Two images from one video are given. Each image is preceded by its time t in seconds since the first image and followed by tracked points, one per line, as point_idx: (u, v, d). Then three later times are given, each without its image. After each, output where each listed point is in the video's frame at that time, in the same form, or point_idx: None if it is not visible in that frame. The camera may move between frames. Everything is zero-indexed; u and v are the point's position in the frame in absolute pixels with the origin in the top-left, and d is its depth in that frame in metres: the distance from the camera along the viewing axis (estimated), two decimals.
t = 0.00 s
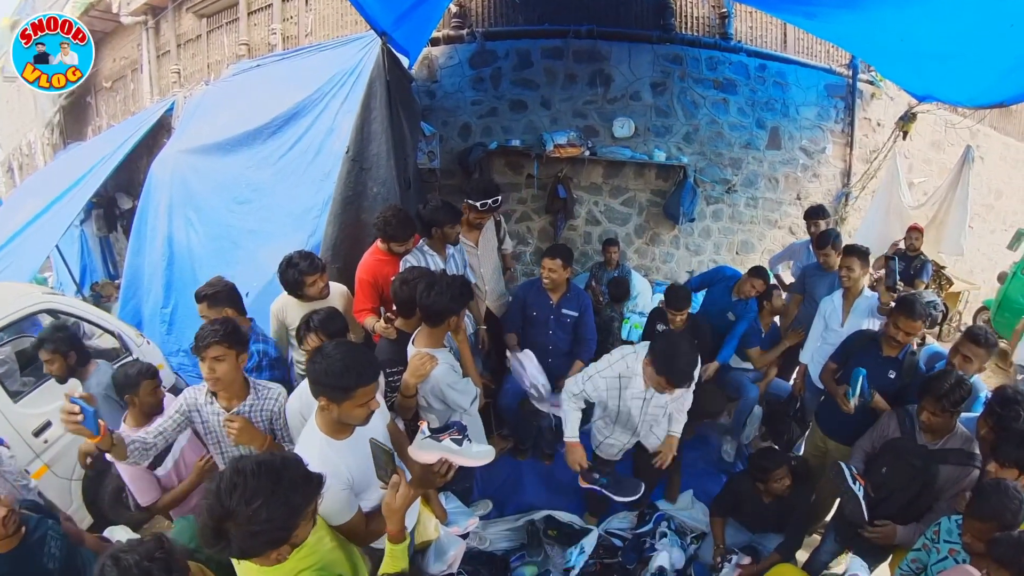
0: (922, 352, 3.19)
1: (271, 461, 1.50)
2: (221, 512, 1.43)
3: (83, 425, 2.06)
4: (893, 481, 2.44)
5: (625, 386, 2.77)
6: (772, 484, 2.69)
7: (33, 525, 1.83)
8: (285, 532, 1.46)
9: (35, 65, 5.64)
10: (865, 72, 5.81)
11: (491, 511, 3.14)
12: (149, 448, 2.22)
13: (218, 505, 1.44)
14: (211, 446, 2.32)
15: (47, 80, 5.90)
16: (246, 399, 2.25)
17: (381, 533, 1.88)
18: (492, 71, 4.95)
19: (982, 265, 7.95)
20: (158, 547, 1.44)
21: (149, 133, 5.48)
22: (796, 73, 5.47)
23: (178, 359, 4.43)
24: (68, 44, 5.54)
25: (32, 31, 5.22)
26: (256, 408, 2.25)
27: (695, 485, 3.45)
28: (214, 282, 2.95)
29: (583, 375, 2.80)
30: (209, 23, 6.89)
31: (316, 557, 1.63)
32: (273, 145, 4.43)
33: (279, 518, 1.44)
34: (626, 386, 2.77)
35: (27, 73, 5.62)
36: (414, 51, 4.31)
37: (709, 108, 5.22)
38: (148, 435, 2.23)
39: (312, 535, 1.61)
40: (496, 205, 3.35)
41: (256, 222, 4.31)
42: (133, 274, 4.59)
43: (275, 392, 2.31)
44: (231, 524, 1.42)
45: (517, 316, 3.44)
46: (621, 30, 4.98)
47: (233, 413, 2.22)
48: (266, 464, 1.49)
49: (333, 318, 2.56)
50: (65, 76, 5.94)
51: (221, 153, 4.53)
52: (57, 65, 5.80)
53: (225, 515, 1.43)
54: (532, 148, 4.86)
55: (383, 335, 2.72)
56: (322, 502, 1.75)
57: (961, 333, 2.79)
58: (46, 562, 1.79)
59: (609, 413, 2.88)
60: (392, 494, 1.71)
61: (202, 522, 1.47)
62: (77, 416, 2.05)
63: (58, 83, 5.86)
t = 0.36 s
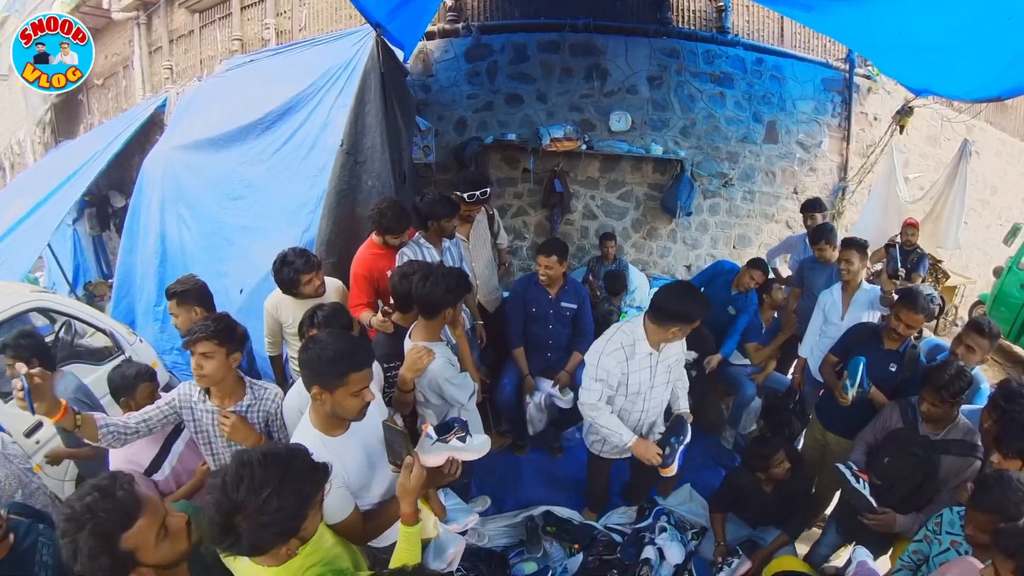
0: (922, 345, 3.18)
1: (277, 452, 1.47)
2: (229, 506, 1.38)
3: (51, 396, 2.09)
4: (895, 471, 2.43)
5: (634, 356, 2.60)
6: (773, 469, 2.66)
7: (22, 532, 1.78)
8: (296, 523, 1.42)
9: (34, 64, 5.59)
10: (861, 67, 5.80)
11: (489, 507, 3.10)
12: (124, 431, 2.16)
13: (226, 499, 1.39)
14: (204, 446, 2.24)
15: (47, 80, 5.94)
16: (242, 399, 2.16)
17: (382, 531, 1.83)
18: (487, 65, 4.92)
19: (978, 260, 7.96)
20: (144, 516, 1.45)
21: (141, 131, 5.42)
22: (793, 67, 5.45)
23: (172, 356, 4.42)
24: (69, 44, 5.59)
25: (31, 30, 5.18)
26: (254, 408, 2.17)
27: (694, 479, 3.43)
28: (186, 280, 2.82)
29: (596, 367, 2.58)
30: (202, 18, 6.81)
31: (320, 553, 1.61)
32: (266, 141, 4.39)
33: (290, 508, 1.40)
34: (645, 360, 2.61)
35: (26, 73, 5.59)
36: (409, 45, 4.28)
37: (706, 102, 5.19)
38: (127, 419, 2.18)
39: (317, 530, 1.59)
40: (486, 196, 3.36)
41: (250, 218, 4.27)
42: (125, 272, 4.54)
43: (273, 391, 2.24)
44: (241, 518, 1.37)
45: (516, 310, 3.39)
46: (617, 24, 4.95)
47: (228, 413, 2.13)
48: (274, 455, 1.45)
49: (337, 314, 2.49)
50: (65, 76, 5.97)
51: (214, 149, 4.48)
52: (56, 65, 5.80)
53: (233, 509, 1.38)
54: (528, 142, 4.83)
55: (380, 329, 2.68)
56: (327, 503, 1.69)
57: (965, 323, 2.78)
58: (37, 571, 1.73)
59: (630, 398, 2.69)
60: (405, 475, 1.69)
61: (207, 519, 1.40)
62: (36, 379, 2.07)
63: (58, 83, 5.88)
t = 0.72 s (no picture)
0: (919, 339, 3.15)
1: (270, 440, 1.42)
2: (231, 498, 1.34)
3: (43, 388, 2.07)
4: (892, 461, 2.45)
5: (645, 346, 2.57)
6: (771, 458, 2.72)
7: (29, 527, 1.79)
8: (300, 507, 1.38)
9: (34, 65, 5.56)
10: (857, 64, 5.82)
11: (488, 502, 3.07)
12: (120, 425, 2.19)
13: (226, 492, 1.34)
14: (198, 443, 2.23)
15: (47, 80, 5.86)
16: (235, 397, 2.13)
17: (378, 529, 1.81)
18: (484, 62, 4.92)
19: (972, 256, 8.01)
20: (154, 487, 1.47)
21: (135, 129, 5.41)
22: (789, 65, 5.47)
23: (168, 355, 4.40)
24: (69, 43, 5.58)
25: (31, 30, 5.18)
26: (248, 406, 2.13)
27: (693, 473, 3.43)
28: (148, 296, 2.79)
29: (617, 364, 2.54)
30: (197, 15, 6.78)
31: (327, 539, 1.56)
32: (262, 138, 4.38)
33: (292, 493, 1.36)
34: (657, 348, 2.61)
35: (26, 73, 5.54)
36: (405, 41, 4.25)
37: (702, 98, 5.21)
38: (122, 414, 2.21)
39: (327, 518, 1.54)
40: (479, 188, 3.47)
41: (246, 215, 4.26)
42: (121, 270, 4.53)
43: (269, 387, 2.21)
44: (244, 508, 1.33)
45: (513, 308, 3.41)
46: (614, 21, 4.95)
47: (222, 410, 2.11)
48: (268, 443, 1.40)
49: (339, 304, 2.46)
50: (66, 77, 5.93)
51: (210, 146, 4.47)
52: (56, 65, 5.74)
53: (236, 500, 1.34)
54: (525, 138, 4.84)
55: (379, 325, 2.66)
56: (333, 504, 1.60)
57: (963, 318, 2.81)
58: (47, 566, 1.74)
59: (642, 391, 2.66)
60: (419, 458, 1.70)
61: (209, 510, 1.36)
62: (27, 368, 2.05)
63: (57, 82, 5.80)
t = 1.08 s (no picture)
0: (928, 334, 3.14)
1: (265, 436, 1.37)
2: (221, 498, 1.28)
3: (17, 374, 2.00)
4: (904, 459, 2.41)
5: (649, 341, 2.52)
6: (778, 458, 2.68)
7: (34, 509, 1.75)
8: (293, 509, 1.32)
9: (34, 64, 5.87)
10: (861, 59, 5.77)
11: (490, 502, 3.01)
12: (100, 419, 2.09)
13: (216, 491, 1.29)
14: (187, 442, 2.16)
15: (47, 79, 6.13)
16: (223, 395, 2.06)
17: (378, 530, 1.75)
18: (485, 55, 4.87)
19: (975, 254, 7.95)
20: (161, 501, 1.42)
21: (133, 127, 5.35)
22: (793, 59, 5.41)
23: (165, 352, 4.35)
24: (68, 43, 5.77)
25: (31, 30, 5.49)
26: (237, 405, 2.06)
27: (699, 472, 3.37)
28: (110, 298, 2.69)
29: (621, 354, 2.51)
30: (195, 11, 6.72)
31: (327, 536, 1.49)
32: (260, 133, 4.33)
33: (285, 494, 1.31)
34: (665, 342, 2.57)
35: (27, 73, 5.85)
36: (408, 31, 4.30)
37: (705, 93, 5.15)
38: (104, 408, 2.11)
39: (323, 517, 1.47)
40: (481, 179, 3.39)
41: (245, 211, 4.21)
42: (118, 267, 4.48)
43: (260, 386, 2.13)
44: (234, 510, 1.27)
45: (515, 305, 3.35)
46: (617, 15, 4.91)
47: (210, 408, 2.04)
48: (261, 440, 1.35)
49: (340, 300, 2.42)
50: (65, 76, 6.13)
51: (208, 141, 4.42)
52: (57, 65, 6.03)
53: (226, 500, 1.28)
54: (527, 133, 4.79)
55: (379, 320, 2.61)
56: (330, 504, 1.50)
57: (970, 313, 2.77)
58: (45, 549, 1.71)
59: (649, 390, 2.62)
60: (428, 450, 1.63)
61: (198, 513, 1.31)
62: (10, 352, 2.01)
63: (59, 82, 6.11)
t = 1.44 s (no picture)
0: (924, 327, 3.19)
1: (268, 402, 1.42)
2: (229, 461, 1.33)
3: (15, 331, 2.08)
4: (902, 448, 2.44)
5: (641, 329, 2.57)
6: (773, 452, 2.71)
7: (42, 488, 1.84)
8: (300, 471, 1.35)
9: (35, 66, 5.50)
10: (858, 58, 5.82)
11: (490, 496, 3.03)
12: (96, 388, 2.16)
13: (224, 456, 1.34)
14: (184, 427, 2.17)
15: (47, 80, 5.74)
16: (222, 381, 2.07)
17: (376, 513, 1.78)
18: (486, 54, 4.91)
19: (973, 252, 8.00)
20: (156, 477, 1.48)
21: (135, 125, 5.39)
22: (791, 58, 5.46)
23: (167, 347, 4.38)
24: (68, 45, 5.52)
25: (31, 31, 5.22)
26: (234, 392, 2.07)
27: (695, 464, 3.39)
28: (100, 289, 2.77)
29: (603, 342, 2.55)
30: (197, 9, 6.76)
31: (326, 511, 1.50)
32: (262, 130, 4.38)
33: (290, 455, 1.34)
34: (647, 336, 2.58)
35: (28, 74, 5.47)
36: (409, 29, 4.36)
37: (704, 91, 5.20)
38: (102, 380, 2.17)
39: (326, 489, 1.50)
40: (479, 171, 3.54)
41: (247, 207, 4.26)
42: (120, 263, 4.51)
43: (259, 375, 2.14)
44: (240, 472, 1.31)
45: (514, 300, 3.40)
46: (616, 14, 4.95)
47: (208, 394, 2.04)
48: (265, 405, 1.40)
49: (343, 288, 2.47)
50: (66, 76, 5.74)
51: (210, 138, 4.47)
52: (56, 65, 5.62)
53: (233, 464, 1.32)
54: (527, 131, 4.84)
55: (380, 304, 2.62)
56: (331, 479, 1.53)
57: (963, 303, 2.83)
58: (51, 526, 1.79)
59: (645, 374, 2.66)
60: (429, 435, 1.70)
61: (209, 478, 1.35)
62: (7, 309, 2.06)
63: (60, 83, 5.74)
